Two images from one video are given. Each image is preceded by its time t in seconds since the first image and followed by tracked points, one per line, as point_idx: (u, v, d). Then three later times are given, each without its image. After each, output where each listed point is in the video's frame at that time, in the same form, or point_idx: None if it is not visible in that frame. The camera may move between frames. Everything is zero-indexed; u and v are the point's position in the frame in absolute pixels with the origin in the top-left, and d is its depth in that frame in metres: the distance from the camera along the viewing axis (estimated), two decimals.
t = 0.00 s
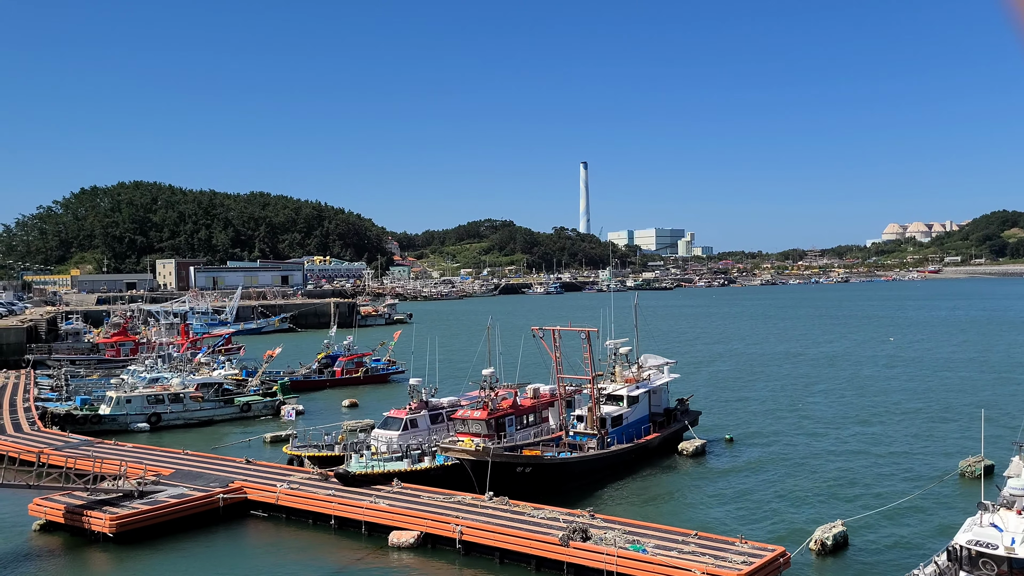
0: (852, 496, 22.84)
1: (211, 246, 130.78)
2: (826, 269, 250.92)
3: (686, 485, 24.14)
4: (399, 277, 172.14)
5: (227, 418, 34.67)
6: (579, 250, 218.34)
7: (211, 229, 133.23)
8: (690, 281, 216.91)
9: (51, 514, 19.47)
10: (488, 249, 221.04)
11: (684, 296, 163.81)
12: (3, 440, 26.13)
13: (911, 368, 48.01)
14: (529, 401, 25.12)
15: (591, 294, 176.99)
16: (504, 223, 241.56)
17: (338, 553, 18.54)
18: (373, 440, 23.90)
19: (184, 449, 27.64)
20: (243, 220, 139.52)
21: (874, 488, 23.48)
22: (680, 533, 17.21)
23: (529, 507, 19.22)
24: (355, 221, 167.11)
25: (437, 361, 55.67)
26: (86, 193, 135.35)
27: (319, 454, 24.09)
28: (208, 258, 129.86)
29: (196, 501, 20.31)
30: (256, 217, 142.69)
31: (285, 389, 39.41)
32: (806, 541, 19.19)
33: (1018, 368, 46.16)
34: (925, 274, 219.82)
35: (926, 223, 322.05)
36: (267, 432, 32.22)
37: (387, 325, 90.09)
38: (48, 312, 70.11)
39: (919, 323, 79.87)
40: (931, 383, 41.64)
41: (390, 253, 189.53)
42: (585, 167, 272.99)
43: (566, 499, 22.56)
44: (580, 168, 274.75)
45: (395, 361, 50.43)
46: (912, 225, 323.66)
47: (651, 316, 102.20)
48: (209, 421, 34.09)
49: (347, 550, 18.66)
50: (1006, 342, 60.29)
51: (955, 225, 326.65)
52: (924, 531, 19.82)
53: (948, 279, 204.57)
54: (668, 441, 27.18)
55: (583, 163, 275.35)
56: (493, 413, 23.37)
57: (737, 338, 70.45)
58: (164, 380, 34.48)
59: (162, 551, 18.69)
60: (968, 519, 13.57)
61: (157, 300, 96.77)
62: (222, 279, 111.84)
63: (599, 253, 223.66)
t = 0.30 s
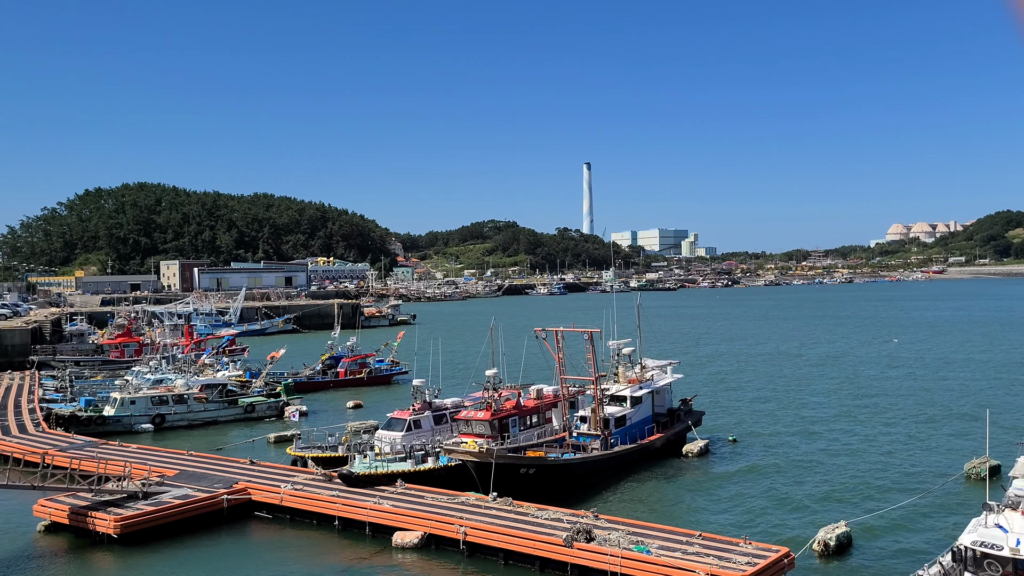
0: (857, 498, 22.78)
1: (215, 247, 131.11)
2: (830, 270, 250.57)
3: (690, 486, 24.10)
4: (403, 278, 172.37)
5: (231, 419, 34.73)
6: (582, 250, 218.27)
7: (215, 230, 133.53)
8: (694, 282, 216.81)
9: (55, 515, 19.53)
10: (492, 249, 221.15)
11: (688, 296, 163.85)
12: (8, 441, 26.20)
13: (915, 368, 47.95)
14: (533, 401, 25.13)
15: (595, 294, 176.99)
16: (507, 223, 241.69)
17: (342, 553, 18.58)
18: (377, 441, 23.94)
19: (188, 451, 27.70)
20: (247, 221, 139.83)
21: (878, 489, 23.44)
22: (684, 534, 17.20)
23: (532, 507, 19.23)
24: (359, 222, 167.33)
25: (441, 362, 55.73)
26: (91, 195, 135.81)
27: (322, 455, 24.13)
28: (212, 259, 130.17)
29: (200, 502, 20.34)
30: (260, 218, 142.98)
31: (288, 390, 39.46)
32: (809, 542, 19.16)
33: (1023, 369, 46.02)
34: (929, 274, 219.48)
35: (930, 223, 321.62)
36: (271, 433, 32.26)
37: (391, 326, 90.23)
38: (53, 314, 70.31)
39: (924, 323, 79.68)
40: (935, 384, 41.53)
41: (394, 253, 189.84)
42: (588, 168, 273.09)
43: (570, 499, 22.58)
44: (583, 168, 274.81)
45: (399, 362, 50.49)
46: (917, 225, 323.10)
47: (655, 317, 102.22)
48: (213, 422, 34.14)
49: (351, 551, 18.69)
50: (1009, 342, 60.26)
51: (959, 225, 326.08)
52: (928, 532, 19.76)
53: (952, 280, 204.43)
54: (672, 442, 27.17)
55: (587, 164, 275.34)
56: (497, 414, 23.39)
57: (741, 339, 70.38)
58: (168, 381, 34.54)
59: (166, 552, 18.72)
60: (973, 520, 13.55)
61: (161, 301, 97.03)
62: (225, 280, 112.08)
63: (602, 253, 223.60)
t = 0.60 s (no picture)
0: (860, 497, 22.75)
1: (217, 246, 131.11)
2: (832, 268, 250.06)
3: (692, 485, 24.06)
4: (404, 277, 172.36)
5: (233, 418, 34.76)
6: (584, 249, 218.07)
7: (217, 229, 133.53)
8: (696, 281, 216.50)
9: (59, 514, 19.58)
10: (494, 249, 221.04)
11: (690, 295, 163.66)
12: (10, 440, 26.23)
13: (918, 367, 47.81)
14: (535, 400, 25.11)
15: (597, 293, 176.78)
16: (509, 222, 241.55)
17: (345, 553, 18.59)
18: (378, 440, 23.95)
19: (189, 449, 27.68)
20: (248, 220, 139.88)
21: (882, 488, 23.38)
22: (686, 533, 17.21)
23: (535, 506, 19.24)
24: (360, 221, 167.30)
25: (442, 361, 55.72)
26: (93, 194, 135.87)
27: (324, 455, 24.14)
28: (214, 258, 130.16)
29: (202, 501, 20.37)
30: (262, 217, 143.01)
31: (290, 390, 39.46)
32: (812, 541, 19.14)
33: None
34: (931, 273, 219.04)
35: (932, 222, 321.03)
36: (273, 432, 32.28)
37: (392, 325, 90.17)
38: (54, 313, 70.30)
39: (927, 322, 79.45)
40: (938, 383, 41.40)
41: (395, 252, 189.74)
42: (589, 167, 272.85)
43: (573, 499, 22.56)
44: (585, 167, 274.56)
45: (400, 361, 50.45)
46: (919, 224, 322.54)
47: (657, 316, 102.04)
48: (214, 422, 34.17)
49: (353, 550, 18.70)
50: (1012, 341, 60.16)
51: (961, 224, 325.50)
52: (931, 531, 19.72)
53: (955, 278, 203.96)
54: (674, 441, 27.17)
55: (588, 163, 274.98)
56: (498, 413, 23.38)
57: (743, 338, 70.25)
58: (170, 380, 34.57)
59: (168, 551, 18.74)
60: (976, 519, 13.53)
61: (163, 301, 97.05)
62: (227, 279, 112.09)
63: (604, 252, 223.38)
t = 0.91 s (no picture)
0: (859, 497, 22.75)
1: (216, 246, 131.07)
2: (831, 269, 250.25)
3: (692, 486, 24.03)
4: (404, 277, 172.37)
5: (232, 418, 34.79)
6: (583, 250, 218.21)
7: (216, 229, 133.51)
8: (695, 281, 216.65)
9: (57, 514, 19.56)
10: (493, 249, 221.07)
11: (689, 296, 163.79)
12: (9, 440, 26.20)
13: (917, 368, 47.87)
14: (534, 400, 25.10)
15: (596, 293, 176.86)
16: (508, 223, 241.58)
17: (343, 553, 18.57)
18: (378, 440, 23.95)
19: (188, 450, 27.69)
20: (247, 220, 139.87)
21: (881, 489, 23.38)
22: (685, 532, 17.22)
23: (534, 506, 19.24)
24: (360, 221, 167.32)
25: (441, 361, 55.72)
26: (92, 193, 135.83)
27: (323, 455, 24.14)
28: (213, 258, 130.13)
29: (201, 501, 20.37)
30: (261, 217, 143.00)
31: (289, 390, 39.45)
32: (812, 542, 19.13)
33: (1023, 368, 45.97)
34: (930, 273, 219.29)
35: (931, 223, 321.34)
36: (272, 433, 32.29)
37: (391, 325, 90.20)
38: (53, 313, 70.33)
39: (925, 322, 79.51)
40: (937, 383, 41.42)
41: (394, 253, 189.66)
42: (589, 167, 273.09)
43: (571, 498, 22.57)
44: (584, 167, 274.73)
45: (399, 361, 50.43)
46: (917, 224, 322.94)
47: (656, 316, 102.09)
48: (213, 421, 34.20)
49: (352, 550, 18.70)
50: (1010, 341, 60.24)
51: (960, 225, 325.83)
52: (931, 532, 19.72)
53: (953, 279, 204.05)
54: (674, 441, 27.20)
55: (588, 163, 275.08)
56: (498, 413, 23.39)
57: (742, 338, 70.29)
58: (169, 380, 34.58)
59: (167, 551, 18.74)
60: (976, 519, 13.53)
61: (163, 300, 97.04)
62: (227, 279, 112.06)
63: (603, 253, 223.45)
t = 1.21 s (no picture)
0: (859, 498, 22.75)
1: (216, 246, 131.08)
2: (830, 269, 250.49)
3: (691, 487, 23.99)
4: (403, 278, 172.44)
5: (231, 419, 34.78)
6: (583, 250, 218.31)
7: (215, 230, 133.55)
8: (694, 281, 216.85)
9: (56, 515, 19.54)
10: (492, 249, 221.10)
11: (688, 296, 163.94)
12: (9, 440, 26.19)
13: (916, 368, 47.93)
14: (534, 401, 25.11)
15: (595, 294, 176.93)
16: (507, 223, 241.70)
17: (342, 554, 18.56)
18: (377, 441, 23.94)
19: (187, 450, 27.67)
20: (247, 221, 139.92)
21: (881, 489, 23.39)
22: (684, 533, 17.21)
23: (533, 507, 19.23)
24: (359, 221, 167.37)
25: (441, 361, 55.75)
26: (91, 194, 135.84)
27: (323, 456, 24.13)
28: (212, 259, 130.14)
29: (201, 502, 20.36)
30: (260, 217, 143.02)
31: (289, 390, 39.46)
32: (812, 543, 19.11)
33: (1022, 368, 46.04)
34: (929, 274, 219.48)
35: (930, 223, 321.60)
36: (271, 433, 32.28)
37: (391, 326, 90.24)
38: (52, 313, 70.30)
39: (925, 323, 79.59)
40: (936, 384, 41.46)
41: (394, 253, 189.67)
42: (588, 168, 273.37)
43: (571, 498, 22.57)
44: (583, 168, 274.92)
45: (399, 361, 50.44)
46: (917, 225, 323.22)
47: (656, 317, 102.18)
48: (212, 422, 34.19)
49: (351, 551, 18.68)
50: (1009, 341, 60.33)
51: (959, 225, 326.12)
52: (931, 532, 19.73)
53: (952, 279, 204.17)
54: (673, 441, 27.22)
55: (587, 164, 275.18)
56: (498, 414, 23.39)
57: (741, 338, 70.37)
58: (169, 381, 34.58)
59: (166, 552, 18.72)
60: (975, 520, 13.54)
61: (162, 301, 97.05)
62: (226, 280, 112.10)
63: (603, 253, 223.56)
